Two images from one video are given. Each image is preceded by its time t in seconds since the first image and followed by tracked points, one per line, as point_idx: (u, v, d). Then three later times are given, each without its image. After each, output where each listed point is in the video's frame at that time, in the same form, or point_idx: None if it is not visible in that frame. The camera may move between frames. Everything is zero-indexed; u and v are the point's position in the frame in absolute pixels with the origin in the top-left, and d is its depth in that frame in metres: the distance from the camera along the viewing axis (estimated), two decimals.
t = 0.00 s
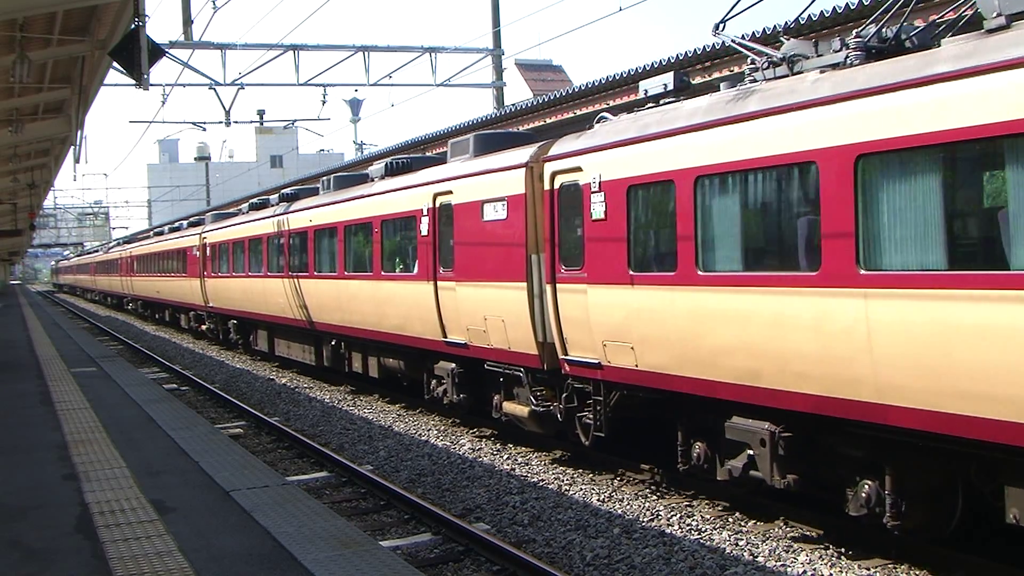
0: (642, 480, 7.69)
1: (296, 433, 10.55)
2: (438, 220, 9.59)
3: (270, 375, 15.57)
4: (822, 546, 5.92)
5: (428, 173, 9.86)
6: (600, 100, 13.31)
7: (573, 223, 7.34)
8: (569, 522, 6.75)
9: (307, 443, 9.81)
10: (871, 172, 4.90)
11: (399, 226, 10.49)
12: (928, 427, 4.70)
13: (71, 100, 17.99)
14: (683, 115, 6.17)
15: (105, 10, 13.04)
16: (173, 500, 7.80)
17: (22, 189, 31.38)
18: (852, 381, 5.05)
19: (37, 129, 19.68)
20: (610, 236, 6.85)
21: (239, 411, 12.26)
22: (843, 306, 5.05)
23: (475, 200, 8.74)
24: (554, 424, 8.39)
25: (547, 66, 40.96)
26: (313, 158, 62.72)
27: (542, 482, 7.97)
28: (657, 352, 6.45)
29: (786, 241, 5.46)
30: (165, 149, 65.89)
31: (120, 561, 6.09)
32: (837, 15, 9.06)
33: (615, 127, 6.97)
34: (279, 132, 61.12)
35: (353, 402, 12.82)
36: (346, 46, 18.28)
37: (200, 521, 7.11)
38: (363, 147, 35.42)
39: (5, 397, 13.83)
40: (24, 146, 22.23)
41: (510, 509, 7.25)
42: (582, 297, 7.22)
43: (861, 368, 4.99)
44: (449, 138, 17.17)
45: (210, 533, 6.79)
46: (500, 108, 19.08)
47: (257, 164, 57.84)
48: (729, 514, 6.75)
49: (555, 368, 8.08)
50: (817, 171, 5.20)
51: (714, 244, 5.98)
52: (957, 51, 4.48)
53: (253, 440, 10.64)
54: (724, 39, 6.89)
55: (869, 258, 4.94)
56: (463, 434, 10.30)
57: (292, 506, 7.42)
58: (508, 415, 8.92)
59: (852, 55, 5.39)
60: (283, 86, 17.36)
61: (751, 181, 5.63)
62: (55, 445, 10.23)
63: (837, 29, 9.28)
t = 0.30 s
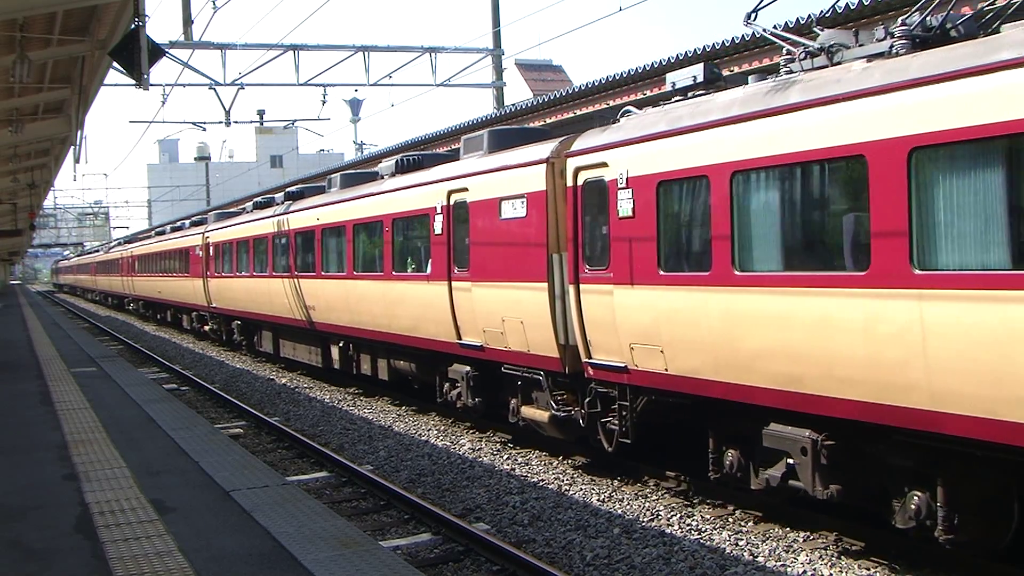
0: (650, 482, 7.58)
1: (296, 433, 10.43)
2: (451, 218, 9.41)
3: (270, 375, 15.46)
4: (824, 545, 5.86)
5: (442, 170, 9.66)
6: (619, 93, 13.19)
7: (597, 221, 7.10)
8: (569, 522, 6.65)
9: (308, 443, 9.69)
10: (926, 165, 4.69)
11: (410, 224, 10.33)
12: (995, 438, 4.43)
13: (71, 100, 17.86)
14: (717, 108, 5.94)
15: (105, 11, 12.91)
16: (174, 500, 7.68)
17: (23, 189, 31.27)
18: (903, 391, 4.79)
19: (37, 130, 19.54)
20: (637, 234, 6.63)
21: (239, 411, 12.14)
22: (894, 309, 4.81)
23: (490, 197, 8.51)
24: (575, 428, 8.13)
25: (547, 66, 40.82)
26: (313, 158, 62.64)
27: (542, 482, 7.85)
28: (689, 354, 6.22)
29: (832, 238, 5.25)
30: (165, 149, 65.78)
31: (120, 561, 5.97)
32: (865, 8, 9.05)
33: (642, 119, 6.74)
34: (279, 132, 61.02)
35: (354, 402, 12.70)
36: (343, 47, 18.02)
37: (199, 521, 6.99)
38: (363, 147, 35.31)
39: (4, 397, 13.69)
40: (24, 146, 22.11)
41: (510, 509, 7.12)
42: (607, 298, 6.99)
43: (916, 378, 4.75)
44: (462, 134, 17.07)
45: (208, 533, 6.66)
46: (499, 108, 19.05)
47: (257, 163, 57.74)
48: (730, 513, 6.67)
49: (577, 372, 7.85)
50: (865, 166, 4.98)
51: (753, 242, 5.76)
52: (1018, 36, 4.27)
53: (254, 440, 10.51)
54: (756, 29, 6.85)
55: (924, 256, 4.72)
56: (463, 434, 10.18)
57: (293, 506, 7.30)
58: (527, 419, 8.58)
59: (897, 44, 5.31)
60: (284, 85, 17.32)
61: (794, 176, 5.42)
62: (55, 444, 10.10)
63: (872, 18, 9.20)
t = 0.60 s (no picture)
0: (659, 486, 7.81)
1: (296, 433, 10.78)
2: (467, 214, 9.36)
3: (270, 375, 15.81)
4: (824, 544, 6.10)
5: (454, 168, 9.65)
6: (625, 91, 13.38)
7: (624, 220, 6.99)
8: (569, 522, 7.00)
9: (307, 443, 10.04)
10: (983, 158, 4.51)
11: (417, 224, 10.55)
12: (968, 432, 4.65)
13: (71, 101, 18.19)
14: (751, 101, 5.80)
15: (105, 10, 13.27)
16: (173, 500, 8.03)
17: (23, 189, 31.66)
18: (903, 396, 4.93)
19: (36, 129, 19.89)
20: (666, 233, 6.51)
21: (239, 411, 12.49)
22: (901, 308, 4.87)
23: (508, 194, 8.47)
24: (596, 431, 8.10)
25: (545, 66, 41.18)
26: (313, 158, 63.03)
27: (542, 482, 8.21)
28: (722, 361, 6.09)
29: (877, 236, 5.09)
30: (165, 149, 66.16)
31: (120, 561, 6.33)
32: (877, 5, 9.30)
33: (672, 113, 6.60)
34: (279, 132, 61.36)
35: (353, 402, 13.06)
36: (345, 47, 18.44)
37: (199, 521, 7.34)
38: (362, 146, 35.61)
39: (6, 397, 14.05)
40: (24, 146, 22.46)
41: (510, 509, 7.48)
42: (636, 299, 6.82)
43: (941, 381, 4.70)
44: (470, 133, 17.25)
45: (209, 533, 7.02)
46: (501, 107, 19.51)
47: (257, 164, 58.05)
48: (726, 511, 7.05)
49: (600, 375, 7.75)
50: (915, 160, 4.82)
51: (794, 240, 5.58)
52: None
53: (254, 440, 10.85)
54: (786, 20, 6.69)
55: (981, 255, 4.53)
56: (462, 434, 10.54)
57: (293, 506, 7.66)
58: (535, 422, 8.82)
59: (945, 33, 5.13)
60: (284, 85, 17.89)
61: (837, 171, 5.25)
62: (55, 445, 10.46)
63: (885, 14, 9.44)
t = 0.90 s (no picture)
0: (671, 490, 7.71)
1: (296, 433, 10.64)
2: (481, 213, 9.17)
3: (271, 375, 15.69)
4: (824, 545, 6.11)
5: (469, 165, 9.45)
6: (628, 88, 13.21)
7: (651, 221, 6.81)
8: (569, 522, 6.90)
9: (308, 443, 9.91)
10: None
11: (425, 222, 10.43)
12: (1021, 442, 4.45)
13: (71, 100, 18.06)
14: (789, 93, 5.64)
15: (106, 9, 13.13)
16: (173, 500, 7.90)
17: (23, 189, 31.55)
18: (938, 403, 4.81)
19: (36, 129, 19.74)
20: (697, 232, 6.35)
21: (239, 411, 12.35)
22: (942, 312, 4.73)
23: (527, 191, 8.29)
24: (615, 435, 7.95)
25: (546, 66, 41.03)
26: (314, 158, 62.91)
27: (542, 482, 8.10)
28: (754, 366, 5.94)
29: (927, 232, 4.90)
30: (165, 149, 66.04)
31: (120, 561, 6.19)
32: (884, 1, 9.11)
33: (702, 106, 6.44)
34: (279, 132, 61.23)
35: (354, 402, 12.96)
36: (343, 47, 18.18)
37: (199, 521, 7.20)
38: (363, 146, 35.48)
39: (7, 397, 13.91)
40: (24, 146, 22.33)
41: (509, 509, 7.37)
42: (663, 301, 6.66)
43: (984, 387, 4.56)
44: (474, 130, 17.08)
45: (210, 533, 6.88)
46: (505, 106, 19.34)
47: (257, 163, 57.93)
48: (725, 511, 6.98)
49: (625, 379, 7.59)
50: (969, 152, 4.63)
51: (837, 239, 5.39)
52: None
53: (254, 440, 10.71)
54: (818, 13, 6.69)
55: None
56: (463, 434, 10.42)
57: (293, 506, 7.52)
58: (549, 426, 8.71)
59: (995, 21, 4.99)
60: (286, 85, 17.80)
61: (883, 166, 5.08)
62: (55, 444, 10.32)
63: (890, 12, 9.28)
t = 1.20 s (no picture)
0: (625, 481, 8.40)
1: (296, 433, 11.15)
2: (496, 211, 9.00)
3: (269, 375, 16.18)
4: (824, 546, 6.45)
5: (474, 165, 9.48)
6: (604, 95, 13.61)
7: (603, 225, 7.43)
8: (569, 522, 7.36)
9: (307, 443, 10.41)
10: (910, 163, 5.04)
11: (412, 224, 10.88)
12: (951, 430, 4.90)
13: (71, 100, 18.57)
14: (748, 103, 6.06)
15: (105, 10, 13.60)
16: (173, 500, 8.40)
17: (23, 189, 32.05)
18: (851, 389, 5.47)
19: (36, 129, 20.22)
20: (643, 235, 6.98)
21: (238, 411, 12.85)
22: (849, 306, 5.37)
23: (545, 189, 8.14)
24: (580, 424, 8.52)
25: (544, 66, 41.41)
26: (314, 158, 63.37)
27: (542, 482, 8.59)
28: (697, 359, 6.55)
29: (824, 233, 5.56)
30: (165, 150, 66.49)
31: (120, 561, 6.68)
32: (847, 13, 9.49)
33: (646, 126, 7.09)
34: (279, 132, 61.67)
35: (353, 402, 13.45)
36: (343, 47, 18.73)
37: (199, 521, 7.70)
38: (361, 146, 35.91)
39: (10, 396, 14.41)
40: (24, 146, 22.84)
41: (510, 509, 7.85)
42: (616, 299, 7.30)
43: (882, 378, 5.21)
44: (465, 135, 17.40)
45: (209, 533, 7.39)
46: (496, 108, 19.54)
47: (257, 164, 58.37)
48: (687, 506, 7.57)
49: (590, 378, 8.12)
50: (860, 167, 5.31)
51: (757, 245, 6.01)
52: (1017, 39, 4.53)
53: (254, 440, 11.21)
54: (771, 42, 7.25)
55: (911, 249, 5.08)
56: (462, 434, 10.91)
57: (293, 506, 8.03)
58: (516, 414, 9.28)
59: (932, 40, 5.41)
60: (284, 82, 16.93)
61: (794, 178, 5.74)
62: (56, 444, 10.83)
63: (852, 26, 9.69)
